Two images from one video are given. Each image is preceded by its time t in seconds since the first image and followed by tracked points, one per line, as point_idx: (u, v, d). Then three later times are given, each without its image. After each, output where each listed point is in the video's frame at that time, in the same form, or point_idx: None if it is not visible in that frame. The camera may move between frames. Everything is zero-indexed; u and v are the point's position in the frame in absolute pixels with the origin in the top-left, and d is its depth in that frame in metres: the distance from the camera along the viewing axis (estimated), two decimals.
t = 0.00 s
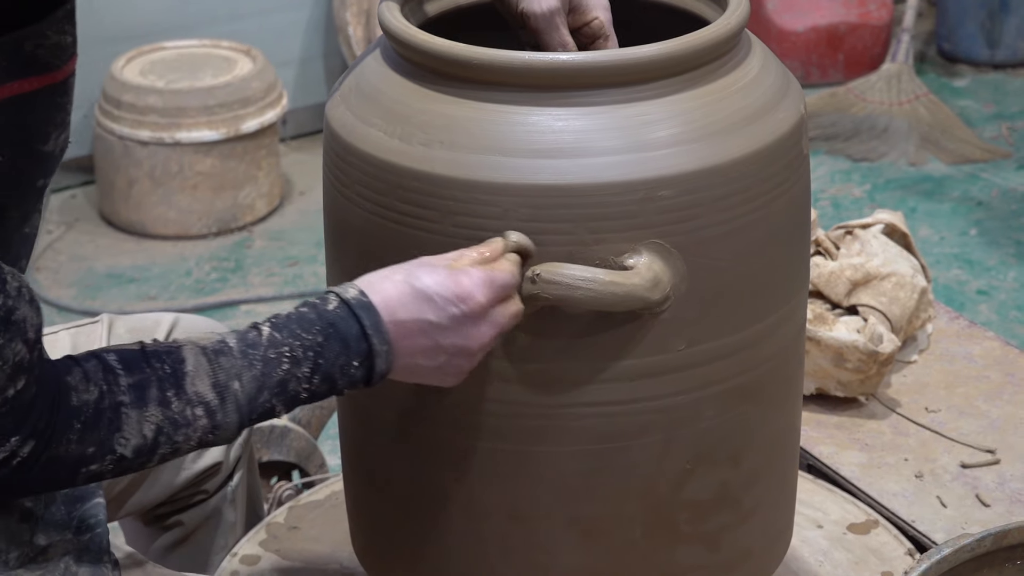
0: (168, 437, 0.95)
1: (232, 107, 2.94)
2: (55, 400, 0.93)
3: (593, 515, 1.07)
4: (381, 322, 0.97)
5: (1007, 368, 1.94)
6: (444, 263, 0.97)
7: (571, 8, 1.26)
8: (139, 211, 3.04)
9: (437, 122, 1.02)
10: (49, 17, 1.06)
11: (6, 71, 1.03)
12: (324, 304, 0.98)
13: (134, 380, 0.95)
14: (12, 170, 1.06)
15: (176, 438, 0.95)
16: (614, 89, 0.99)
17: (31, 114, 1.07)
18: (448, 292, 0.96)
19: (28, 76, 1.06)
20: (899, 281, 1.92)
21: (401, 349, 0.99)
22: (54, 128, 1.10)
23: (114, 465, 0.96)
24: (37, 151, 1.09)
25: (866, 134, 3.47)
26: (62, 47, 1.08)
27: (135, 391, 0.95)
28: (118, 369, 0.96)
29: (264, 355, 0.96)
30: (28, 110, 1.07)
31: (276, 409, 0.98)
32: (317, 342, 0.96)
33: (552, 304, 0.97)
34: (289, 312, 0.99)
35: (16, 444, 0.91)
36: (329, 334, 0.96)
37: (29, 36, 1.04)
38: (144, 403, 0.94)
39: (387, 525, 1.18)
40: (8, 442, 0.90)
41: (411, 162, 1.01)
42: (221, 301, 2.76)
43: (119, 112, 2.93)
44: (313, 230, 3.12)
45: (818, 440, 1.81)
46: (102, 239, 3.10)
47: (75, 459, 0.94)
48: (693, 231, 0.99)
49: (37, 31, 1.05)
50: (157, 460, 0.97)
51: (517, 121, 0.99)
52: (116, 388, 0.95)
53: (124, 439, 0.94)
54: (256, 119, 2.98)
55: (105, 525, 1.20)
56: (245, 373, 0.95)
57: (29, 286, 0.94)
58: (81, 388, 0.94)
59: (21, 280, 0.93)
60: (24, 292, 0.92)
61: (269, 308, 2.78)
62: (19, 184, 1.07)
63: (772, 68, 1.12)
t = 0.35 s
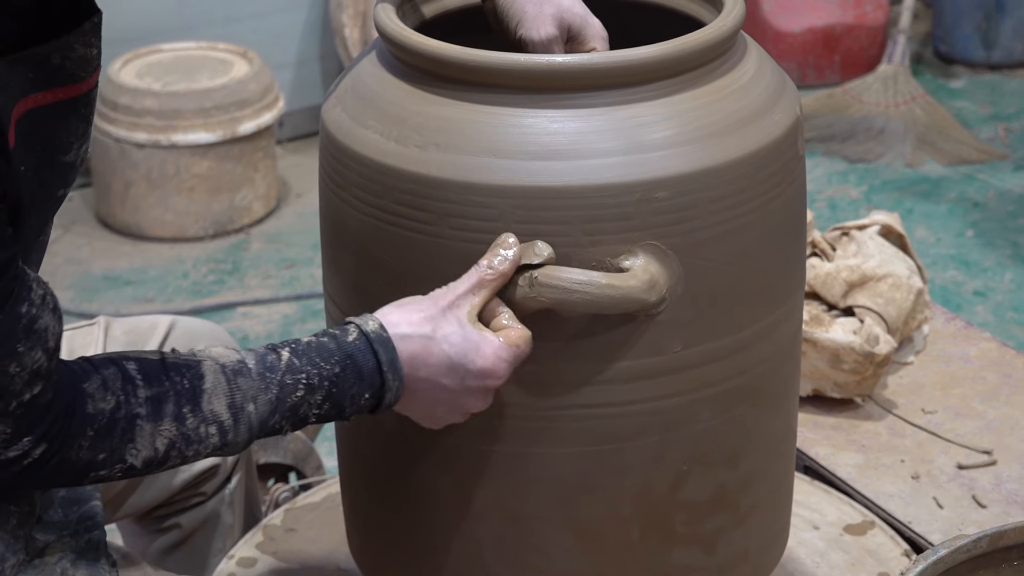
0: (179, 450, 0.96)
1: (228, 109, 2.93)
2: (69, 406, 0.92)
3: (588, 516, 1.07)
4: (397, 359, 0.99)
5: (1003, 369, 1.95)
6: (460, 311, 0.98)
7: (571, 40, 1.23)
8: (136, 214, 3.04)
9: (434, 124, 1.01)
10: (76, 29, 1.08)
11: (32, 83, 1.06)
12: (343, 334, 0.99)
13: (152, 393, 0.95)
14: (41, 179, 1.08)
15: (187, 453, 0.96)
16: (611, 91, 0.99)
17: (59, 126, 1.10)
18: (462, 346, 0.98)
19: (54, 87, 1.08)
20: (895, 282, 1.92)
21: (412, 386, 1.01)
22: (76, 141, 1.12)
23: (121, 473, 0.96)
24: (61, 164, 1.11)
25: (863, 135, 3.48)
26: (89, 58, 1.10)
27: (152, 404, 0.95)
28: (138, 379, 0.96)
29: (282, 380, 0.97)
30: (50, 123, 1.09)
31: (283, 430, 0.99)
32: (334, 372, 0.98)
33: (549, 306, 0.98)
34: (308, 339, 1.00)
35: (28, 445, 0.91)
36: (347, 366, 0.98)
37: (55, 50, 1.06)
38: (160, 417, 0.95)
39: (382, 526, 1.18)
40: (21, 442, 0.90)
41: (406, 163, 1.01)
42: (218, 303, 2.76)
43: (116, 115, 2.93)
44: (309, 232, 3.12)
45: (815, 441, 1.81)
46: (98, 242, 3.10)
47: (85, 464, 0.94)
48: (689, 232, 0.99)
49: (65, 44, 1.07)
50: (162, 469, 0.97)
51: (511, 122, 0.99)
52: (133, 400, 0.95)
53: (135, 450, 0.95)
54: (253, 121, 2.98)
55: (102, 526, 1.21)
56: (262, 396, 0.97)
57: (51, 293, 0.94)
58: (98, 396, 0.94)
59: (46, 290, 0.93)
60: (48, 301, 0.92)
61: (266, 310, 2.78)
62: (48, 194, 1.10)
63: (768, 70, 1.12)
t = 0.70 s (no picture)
0: (188, 455, 0.96)
1: (227, 112, 2.93)
2: (81, 410, 0.92)
3: (591, 518, 1.07)
4: (403, 371, 0.97)
5: (1002, 370, 1.95)
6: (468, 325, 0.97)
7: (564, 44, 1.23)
8: (135, 216, 3.04)
9: (435, 127, 1.02)
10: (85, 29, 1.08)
11: (41, 84, 1.05)
12: (352, 343, 0.98)
13: (163, 398, 0.95)
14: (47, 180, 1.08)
15: (195, 458, 0.96)
16: (611, 92, 1.00)
17: (66, 128, 1.09)
18: (466, 360, 0.97)
19: (62, 89, 1.08)
20: (894, 283, 1.92)
21: (416, 397, 0.99)
22: (84, 141, 1.13)
23: (129, 477, 0.96)
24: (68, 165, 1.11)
25: (862, 137, 3.48)
26: (97, 58, 1.11)
27: (162, 409, 0.94)
28: (149, 384, 0.95)
29: (290, 387, 0.96)
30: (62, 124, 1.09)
31: (290, 436, 0.98)
32: (342, 380, 0.96)
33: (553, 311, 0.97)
34: (317, 346, 0.99)
35: (37, 447, 0.91)
36: (355, 374, 0.97)
37: (65, 52, 1.06)
38: (169, 423, 0.94)
39: (384, 529, 1.18)
40: (30, 443, 0.90)
41: (408, 166, 1.01)
42: (216, 306, 2.76)
43: (114, 117, 2.92)
44: (308, 234, 3.12)
45: (813, 443, 1.81)
46: (97, 244, 3.10)
47: (93, 467, 0.94)
48: (691, 234, 0.99)
49: (74, 46, 1.07)
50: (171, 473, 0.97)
51: (512, 124, 0.99)
52: (144, 404, 0.94)
53: (144, 455, 0.94)
54: (252, 124, 2.98)
55: (103, 529, 1.21)
56: (270, 402, 0.96)
57: (62, 297, 0.92)
58: (111, 400, 0.94)
59: (59, 295, 0.92)
60: (62, 305, 0.91)
61: (265, 312, 2.78)
62: (51, 196, 1.09)
63: (768, 71, 1.12)
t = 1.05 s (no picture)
0: (167, 470, 0.98)
1: (226, 113, 2.93)
2: (67, 422, 0.95)
3: (591, 518, 1.07)
4: (379, 397, 1.00)
5: (1001, 371, 1.95)
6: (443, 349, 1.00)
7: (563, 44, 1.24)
8: (133, 217, 3.03)
9: (434, 128, 1.01)
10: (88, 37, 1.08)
11: (44, 95, 1.05)
12: (329, 366, 1.01)
13: (147, 412, 0.97)
14: (51, 187, 1.09)
15: (174, 473, 0.98)
16: (611, 93, 1.00)
17: (67, 135, 1.09)
18: (439, 389, 1.00)
19: (65, 98, 1.08)
20: (893, 284, 1.92)
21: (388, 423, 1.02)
22: (87, 149, 1.13)
23: (111, 488, 0.99)
24: (70, 172, 1.11)
25: (861, 138, 3.48)
26: (100, 67, 1.11)
27: (145, 424, 0.97)
28: (135, 398, 0.98)
29: (269, 407, 0.98)
30: (65, 132, 1.09)
31: (266, 455, 1.01)
32: (319, 403, 0.99)
33: (554, 313, 0.97)
34: (297, 366, 1.01)
35: (19, 456, 0.93)
36: (333, 397, 0.99)
37: (68, 62, 1.06)
38: (151, 438, 0.97)
39: (384, 531, 1.18)
40: (13, 453, 0.93)
41: (407, 167, 1.01)
42: (215, 307, 2.76)
43: (113, 118, 2.92)
44: (307, 235, 3.12)
45: (812, 444, 1.81)
46: (95, 245, 3.10)
47: (76, 477, 0.97)
48: (691, 234, 0.99)
49: (77, 55, 1.07)
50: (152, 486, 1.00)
51: (512, 125, 0.99)
52: (128, 418, 0.97)
53: (125, 468, 0.97)
54: (251, 125, 2.98)
55: (103, 531, 1.20)
56: (249, 422, 0.98)
57: (55, 310, 0.96)
58: (97, 413, 0.96)
59: (51, 310, 0.95)
60: (53, 321, 0.94)
61: (264, 314, 2.78)
62: (54, 203, 1.10)
63: (766, 71, 1.13)
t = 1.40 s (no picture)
0: (188, 440, 1.00)
1: (226, 113, 2.93)
2: (84, 400, 0.97)
3: (586, 518, 1.07)
4: (396, 351, 1.01)
5: (1001, 370, 1.95)
6: (464, 308, 0.98)
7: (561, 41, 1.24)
8: (133, 217, 3.03)
9: (432, 127, 1.01)
10: (91, 31, 1.07)
11: (44, 88, 1.05)
12: (346, 324, 1.02)
13: (163, 385, 1.00)
14: (54, 184, 1.08)
15: (196, 443, 1.01)
16: (610, 92, 0.99)
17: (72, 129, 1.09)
18: (457, 340, 0.99)
19: (66, 92, 1.08)
20: (893, 283, 1.92)
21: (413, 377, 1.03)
22: (89, 144, 1.12)
23: (132, 463, 1.01)
24: (72, 167, 1.11)
25: (860, 137, 3.48)
26: (102, 61, 1.10)
27: (162, 396, 0.99)
28: (149, 371, 1.00)
29: (285, 369, 1.01)
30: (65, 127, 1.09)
31: (285, 418, 1.03)
32: (336, 362, 1.01)
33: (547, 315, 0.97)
34: (309, 329, 1.03)
35: (41, 439, 0.96)
36: (349, 355, 1.01)
37: (68, 55, 1.05)
38: (170, 408, 0.99)
39: (381, 531, 1.18)
40: (35, 436, 0.95)
41: (405, 166, 1.00)
42: (215, 307, 2.76)
43: (113, 118, 2.92)
44: (307, 235, 3.12)
45: (813, 443, 1.81)
46: (95, 245, 3.10)
47: (98, 455, 0.99)
48: (687, 234, 0.99)
49: (77, 50, 1.06)
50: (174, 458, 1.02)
51: (510, 125, 0.99)
52: (145, 391, 0.99)
53: (146, 442, 0.99)
54: (250, 125, 2.97)
55: (101, 534, 1.19)
56: (267, 386, 1.00)
57: (66, 292, 0.99)
58: (112, 389, 0.98)
59: (63, 291, 0.99)
60: (66, 302, 0.98)
61: (263, 313, 2.78)
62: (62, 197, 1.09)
63: (766, 70, 1.13)
